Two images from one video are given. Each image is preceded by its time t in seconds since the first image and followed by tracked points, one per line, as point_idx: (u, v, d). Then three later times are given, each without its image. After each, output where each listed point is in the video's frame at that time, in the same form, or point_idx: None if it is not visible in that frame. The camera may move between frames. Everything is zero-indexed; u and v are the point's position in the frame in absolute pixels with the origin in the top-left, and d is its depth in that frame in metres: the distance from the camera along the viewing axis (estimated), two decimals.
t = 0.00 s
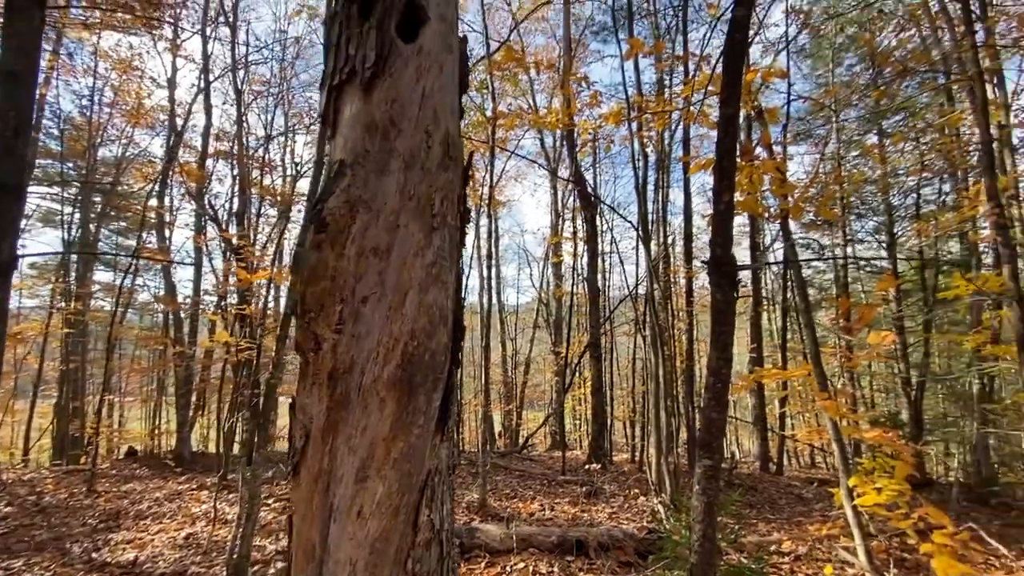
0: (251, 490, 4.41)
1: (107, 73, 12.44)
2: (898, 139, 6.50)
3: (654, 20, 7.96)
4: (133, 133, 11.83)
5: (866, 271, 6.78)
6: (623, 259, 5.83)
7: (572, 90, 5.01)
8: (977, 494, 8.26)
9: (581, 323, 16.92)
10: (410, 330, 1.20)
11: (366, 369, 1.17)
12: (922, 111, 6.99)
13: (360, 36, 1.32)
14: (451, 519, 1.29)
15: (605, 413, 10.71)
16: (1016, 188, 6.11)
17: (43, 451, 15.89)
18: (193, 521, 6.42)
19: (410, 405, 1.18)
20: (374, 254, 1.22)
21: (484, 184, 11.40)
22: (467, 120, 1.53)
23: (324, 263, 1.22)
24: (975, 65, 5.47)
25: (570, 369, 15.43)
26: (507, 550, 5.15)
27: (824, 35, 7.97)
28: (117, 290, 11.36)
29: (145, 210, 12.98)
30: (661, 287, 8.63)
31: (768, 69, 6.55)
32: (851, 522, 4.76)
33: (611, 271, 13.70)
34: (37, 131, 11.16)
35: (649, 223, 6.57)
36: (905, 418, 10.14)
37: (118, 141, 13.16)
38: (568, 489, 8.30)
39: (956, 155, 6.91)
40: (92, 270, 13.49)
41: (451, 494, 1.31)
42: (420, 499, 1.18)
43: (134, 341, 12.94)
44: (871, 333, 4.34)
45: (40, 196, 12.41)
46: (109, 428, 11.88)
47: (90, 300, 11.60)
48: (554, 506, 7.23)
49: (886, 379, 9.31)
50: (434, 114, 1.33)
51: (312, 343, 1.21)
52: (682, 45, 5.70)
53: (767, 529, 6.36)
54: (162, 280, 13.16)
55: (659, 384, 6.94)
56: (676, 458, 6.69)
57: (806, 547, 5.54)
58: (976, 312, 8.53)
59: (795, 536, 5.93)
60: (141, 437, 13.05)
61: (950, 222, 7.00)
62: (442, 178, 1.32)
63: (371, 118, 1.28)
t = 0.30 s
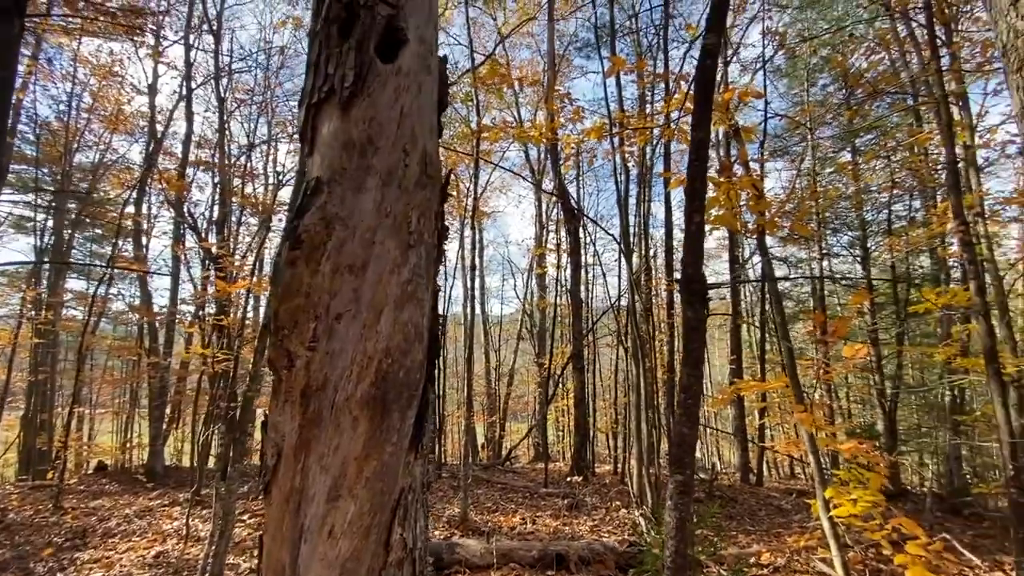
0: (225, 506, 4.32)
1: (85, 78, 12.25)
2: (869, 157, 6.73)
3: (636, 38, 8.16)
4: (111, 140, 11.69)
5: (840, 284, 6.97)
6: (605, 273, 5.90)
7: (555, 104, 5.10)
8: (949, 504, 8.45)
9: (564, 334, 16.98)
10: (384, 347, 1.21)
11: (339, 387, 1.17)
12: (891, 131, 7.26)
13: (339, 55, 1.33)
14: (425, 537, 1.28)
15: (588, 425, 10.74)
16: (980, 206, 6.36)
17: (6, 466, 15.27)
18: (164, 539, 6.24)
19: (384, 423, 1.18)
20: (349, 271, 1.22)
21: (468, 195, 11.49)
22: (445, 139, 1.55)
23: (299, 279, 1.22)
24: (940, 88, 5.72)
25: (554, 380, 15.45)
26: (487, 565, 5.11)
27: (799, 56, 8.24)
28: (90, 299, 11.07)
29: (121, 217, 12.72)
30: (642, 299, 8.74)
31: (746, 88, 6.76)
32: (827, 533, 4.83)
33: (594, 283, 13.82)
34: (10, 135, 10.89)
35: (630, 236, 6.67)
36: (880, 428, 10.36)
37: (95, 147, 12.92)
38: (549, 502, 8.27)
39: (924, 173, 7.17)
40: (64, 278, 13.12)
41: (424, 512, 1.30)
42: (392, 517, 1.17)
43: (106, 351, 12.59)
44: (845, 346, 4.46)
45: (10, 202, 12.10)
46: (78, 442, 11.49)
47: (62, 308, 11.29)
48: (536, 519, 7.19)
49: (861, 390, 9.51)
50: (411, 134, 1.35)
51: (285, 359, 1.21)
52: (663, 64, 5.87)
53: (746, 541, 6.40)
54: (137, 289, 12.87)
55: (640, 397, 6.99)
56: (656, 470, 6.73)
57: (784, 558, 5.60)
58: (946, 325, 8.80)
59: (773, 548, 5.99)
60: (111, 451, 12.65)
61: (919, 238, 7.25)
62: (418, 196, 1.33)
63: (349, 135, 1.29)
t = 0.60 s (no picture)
0: (220, 505, 4.31)
1: (85, 76, 12.26)
2: (868, 162, 6.75)
3: (637, 41, 8.18)
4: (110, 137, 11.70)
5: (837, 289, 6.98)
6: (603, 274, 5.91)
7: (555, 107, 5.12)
8: (944, 508, 8.46)
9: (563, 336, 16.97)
10: (371, 349, 1.21)
11: (325, 388, 1.17)
12: (890, 136, 7.29)
13: (330, 56, 1.34)
14: (408, 539, 1.28)
15: (585, 427, 10.73)
16: (978, 211, 6.37)
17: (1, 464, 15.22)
18: (158, 538, 6.22)
19: (369, 425, 1.18)
20: (337, 272, 1.22)
21: (468, 196, 11.49)
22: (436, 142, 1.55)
23: (286, 280, 1.22)
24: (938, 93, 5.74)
25: (552, 381, 15.43)
26: (481, 567, 5.10)
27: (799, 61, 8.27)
28: (87, 297, 11.06)
29: (120, 216, 12.71)
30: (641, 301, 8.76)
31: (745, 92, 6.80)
32: (821, 537, 4.83)
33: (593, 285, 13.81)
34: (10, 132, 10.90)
35: (629, 238, 6.68)
36: (876, 433, 10.36)
37: (94, 144, 12.92)
38: (545, 503, 8.27)
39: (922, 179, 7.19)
40: (62, 276, 13.11)
41: (410, 513, 1.30)
42: (376, 518, 1.17)
43: (103, 350, 12.57)
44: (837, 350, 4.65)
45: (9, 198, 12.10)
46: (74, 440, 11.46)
47: (59, 306, 11.28)
48: (531, 521, 7.19)
49: (858, 395, 9.52)
50: (401, 136, 1.35)
51: (271, 360, 1.21)
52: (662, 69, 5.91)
53: (741, 544, 6.40)
54: (135, 287, 12.86)
55: (637, 400, 6.99)
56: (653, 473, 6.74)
57: (778, 562, 5.60)
58: (943, 330, 8.82)
59: (768, 551, 5.98)
60: (107, 449, 12.62)
61: (917, 242, 7.26)
62: (408, 198, 1.34)
63: (339, 137, 1.29)
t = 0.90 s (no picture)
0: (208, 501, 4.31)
1: (83, 70, 12.21)
2: (865, 165, 6.75)
3: (637, 41, 8.17)
4: (107, 131, 11.68)
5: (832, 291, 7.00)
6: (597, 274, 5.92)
7: (555, 107, 5.13)
8: (936, 511, 8.49)
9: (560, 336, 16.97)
10: (337, 346, 1.20)
11: (290, 384, 1.17)
12: (888, 139, 7.28)
13: (302, 52, 1.33)
14: (376, 537, 1.27)
15: (580, 426, 10.74)
16: (973, 215, 6.38)
17: None
18: (149, 533, 6.22)
19: (334, 422, 1.18)
20: (304, 268, 1.21)
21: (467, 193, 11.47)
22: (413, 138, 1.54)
23: (252, 275, 1.22)
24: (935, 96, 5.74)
25: (548, 381, 15.42)
26: (470, 565, 5.11)
27: (799, 62, 8.26)
28: (83, 290, 11.04)
29: (117, 210, 12.69)
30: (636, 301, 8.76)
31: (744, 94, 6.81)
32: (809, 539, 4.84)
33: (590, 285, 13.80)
34: (7, 124, 10.88)
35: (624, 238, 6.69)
36: (870, 435, 10.39)
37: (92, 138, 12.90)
38: (538, 502, 8.28)
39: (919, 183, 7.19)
40: (58, 269, 13.09)
41: (377, 511, 1.29)
42: (340, 516, 1.17)
43: (99, 344, 12.56)
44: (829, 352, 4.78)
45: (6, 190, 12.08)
46: (68, 434, 11.46)
47: (55, 299, 11.26)
48: (523, 519, 7.19)
49: (854, 398, 9.54)
50: (375, 133, 1.34)
51: (237, 356, 1.20)
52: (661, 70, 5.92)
53: (731, 545, 6.41)
54: (131, 281, 12.85)
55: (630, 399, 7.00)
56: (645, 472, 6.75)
57: (767, 563, 5.60)
58: (937, 333, 8.85)
59: (757, 552, 5.99)
60: (102, 444, 12.61)
61: (913, 246, 7.26)
62: (380, 194, 1.33)
63: (310, 132, 1.28)
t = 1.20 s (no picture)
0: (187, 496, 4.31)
1: (70, 63, 12.05)
2: (852, 167, 6.82)
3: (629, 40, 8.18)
4: (95, 125, 11.60)
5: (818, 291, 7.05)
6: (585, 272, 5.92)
7: (546, 107, 5.13)
8: (917, 509, 8.59)
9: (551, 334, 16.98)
10: (291, 339, 1.20)
11: (243, 376, 1.17)
12: (876, 142, 7.35)
13: (262, 44, 1.34)
14: (335, 533, 1.25)
15: (568, 425, 10.75)
16: (955, 217, 6.45)
17: None
18: (131, 530, 6.17)
19: (286, 415, 1.18)
20: (260, 260, 1.22)
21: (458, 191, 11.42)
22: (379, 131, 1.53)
23: (207, 268, 1.22)
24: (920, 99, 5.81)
25: (539, 379, 15.43)
26: (453, 563, 5.11)
27: (789, 64, 8.33)
28: (67, 286, 10.92)
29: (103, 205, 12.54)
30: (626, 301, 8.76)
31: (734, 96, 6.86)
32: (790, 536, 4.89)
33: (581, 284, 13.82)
34: None
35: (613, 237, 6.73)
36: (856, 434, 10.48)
37: (79, 132, 12.76)
38: (524, 500, 8.29)
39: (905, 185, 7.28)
40: (44, 265, 12.93)
41: (336, 505, 1.27)
42: (293, 509, 1.16)
43: (85, 340, 12.42)
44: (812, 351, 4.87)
45: None
46: (53, 431, 11.33)
47: (39, 295, 11.12)
48: (509, 518, 7.20)
49: (841, 398, 9.63)
50: (335, 126, 1.34)
51: (192, 348, 1.21)
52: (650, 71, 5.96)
53: (715, 543, 6.45)
54: (118, 277, 12.72)
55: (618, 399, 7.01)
56: (631, 470, 6.77)
57: (749, 560, 5.64)
58: (921, 334, 8.96)
59: (740, 550, 6.04)
60: (87, 441, 12.47)
61: (899, 247, 7.32)
62: (340, 187, 1.33)
63: (268, 125, 1.29)
